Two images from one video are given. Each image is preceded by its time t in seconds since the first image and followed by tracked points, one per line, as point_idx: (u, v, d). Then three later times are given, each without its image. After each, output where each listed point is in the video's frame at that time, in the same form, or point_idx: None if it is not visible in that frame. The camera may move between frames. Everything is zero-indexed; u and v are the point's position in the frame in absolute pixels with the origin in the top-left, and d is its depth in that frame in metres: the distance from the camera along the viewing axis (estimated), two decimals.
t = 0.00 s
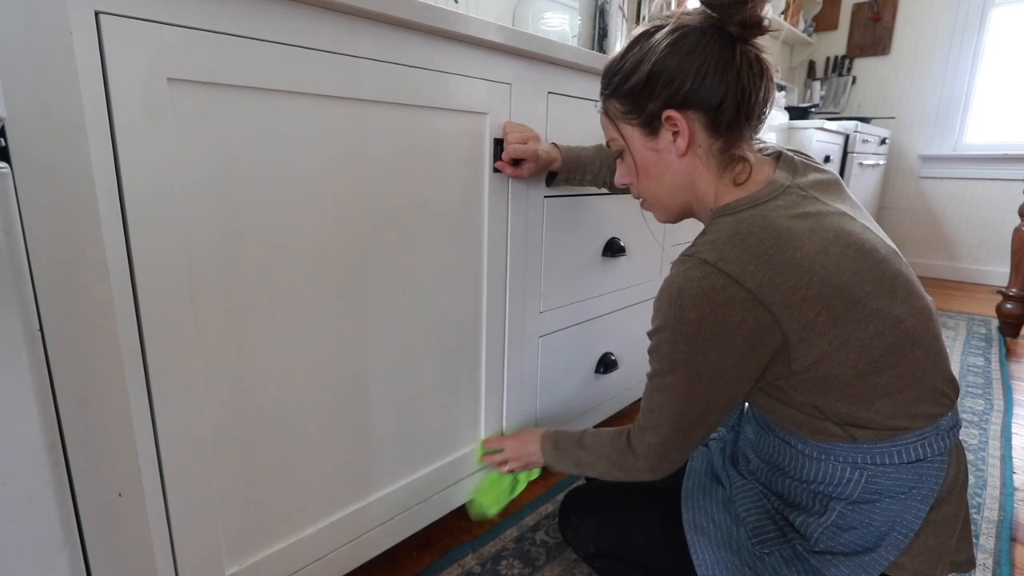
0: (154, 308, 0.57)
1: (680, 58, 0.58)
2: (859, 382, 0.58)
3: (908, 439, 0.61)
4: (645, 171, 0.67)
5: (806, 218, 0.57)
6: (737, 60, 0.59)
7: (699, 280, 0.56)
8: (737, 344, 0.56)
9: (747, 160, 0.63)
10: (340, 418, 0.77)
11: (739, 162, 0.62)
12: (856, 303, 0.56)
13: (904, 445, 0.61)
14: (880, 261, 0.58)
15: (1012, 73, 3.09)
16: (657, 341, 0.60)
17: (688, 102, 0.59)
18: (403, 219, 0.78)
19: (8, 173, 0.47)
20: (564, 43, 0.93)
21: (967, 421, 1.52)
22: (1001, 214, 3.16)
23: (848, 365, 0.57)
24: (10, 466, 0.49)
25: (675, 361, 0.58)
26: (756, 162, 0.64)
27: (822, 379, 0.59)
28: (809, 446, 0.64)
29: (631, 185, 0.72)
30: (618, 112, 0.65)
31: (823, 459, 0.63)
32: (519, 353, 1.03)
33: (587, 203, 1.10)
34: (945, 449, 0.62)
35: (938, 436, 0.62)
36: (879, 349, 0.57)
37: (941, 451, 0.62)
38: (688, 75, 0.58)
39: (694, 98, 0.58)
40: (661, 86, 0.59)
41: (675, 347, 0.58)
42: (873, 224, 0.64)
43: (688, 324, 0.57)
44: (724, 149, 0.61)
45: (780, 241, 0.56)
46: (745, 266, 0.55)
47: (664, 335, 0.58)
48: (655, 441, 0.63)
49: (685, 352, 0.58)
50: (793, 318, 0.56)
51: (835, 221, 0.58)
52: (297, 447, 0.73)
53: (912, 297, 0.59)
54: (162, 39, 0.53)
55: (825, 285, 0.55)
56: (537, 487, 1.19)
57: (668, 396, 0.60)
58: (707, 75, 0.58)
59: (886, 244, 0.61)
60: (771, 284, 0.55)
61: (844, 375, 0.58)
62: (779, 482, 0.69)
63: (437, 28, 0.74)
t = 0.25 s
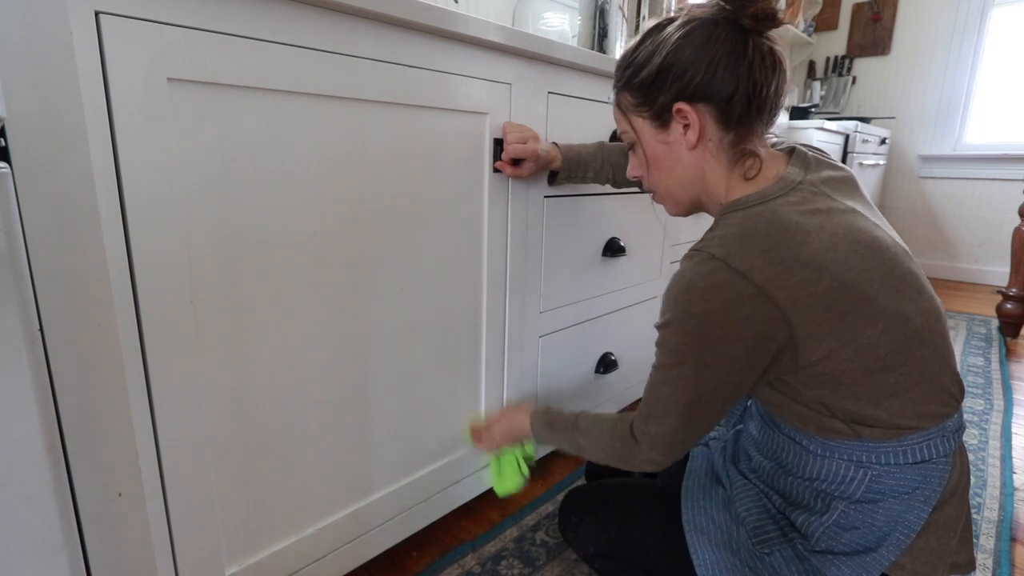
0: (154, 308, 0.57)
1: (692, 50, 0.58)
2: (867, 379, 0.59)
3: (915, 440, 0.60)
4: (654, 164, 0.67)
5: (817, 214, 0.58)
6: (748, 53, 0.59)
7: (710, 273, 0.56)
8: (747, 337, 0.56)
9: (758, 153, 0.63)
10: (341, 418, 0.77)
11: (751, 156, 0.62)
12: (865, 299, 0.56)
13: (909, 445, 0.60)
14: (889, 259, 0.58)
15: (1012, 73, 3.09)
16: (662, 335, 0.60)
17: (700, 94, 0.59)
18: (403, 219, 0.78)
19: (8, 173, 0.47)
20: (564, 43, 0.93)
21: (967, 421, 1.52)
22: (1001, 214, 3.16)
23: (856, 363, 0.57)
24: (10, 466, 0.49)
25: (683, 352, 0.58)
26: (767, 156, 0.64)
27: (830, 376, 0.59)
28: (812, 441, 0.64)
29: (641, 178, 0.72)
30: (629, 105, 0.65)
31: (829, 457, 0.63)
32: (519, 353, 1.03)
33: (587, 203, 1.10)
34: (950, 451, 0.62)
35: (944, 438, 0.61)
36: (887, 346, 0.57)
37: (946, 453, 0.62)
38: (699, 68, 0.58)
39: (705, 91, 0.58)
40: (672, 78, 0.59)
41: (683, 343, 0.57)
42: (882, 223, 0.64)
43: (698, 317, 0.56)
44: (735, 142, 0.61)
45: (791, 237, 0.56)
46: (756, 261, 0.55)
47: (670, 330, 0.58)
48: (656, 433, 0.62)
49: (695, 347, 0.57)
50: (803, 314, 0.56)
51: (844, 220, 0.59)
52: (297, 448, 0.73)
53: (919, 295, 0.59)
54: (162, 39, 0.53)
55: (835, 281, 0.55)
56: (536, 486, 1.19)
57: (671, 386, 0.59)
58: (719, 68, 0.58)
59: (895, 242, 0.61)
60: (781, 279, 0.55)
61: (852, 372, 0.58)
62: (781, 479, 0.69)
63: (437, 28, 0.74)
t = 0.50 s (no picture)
0: (154, 308, 0.57)
1: (718, 38, 0.58)
2: (887, 376, 0.58)
3: (924, 442, 0.61)
4: (675, 152, 0.67)
5: (844, 209, 0.58)
6: (776, 42, 0.59)
7: (738, 259, 0.56)
8: (762, 329, 0.56)
9: (782, 145, 0.63)
10: (341, 419, 0.77)
11: (774, 146, 0.62)
12: (891, 297, 0.56)
13: (919, 448, 0.61)
14: (914, 260, 0.58)
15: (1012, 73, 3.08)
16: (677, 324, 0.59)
17: (723, 81, 0.58)
18: (403, 219, 0.78)
19: (9, 173, 0.47)
20: (564, 43, 0.93)
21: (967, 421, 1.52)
22: (1001, 214, 3.16)
23: (875, 361, 0.57)
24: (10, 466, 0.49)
25: (700, 341, 0.57)
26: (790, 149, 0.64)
27: (847, 374, 0.59)
28: (823, 442, 0.64)
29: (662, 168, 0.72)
30: (653, 92, 0.65)
31: (835, 458, 0.63)
32: (519, 353, 1.03)
33: (586, 203, 1.10)
34: (958, 454, 0.62)
35: (953, 441, 0.62)
36: (908, 344, 0.57)
37: (954, 456, 0.62)
38: (725, 56, 0.58)
39: (730, 79, 0.58)
40: (696, 65, 0.59)
41: (705, 330, 0.57)
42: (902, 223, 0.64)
43: (723, 304, 0.56)
44: (758, 132, 0.61)
45: (819, 229, 0.55)
46: (784, 250, 0.55)
47: (692, 315, 0.57)
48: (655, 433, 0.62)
49: (715, 333, 0.56)
50: (829, 307, 0.55)
51: (870, 217, 0.59)
52: (297, 447, 0.73)
53: (940, 299, 0.59)
54: (162, 39, 0.53)
55: (863, 275, 0.55)
56: (535, 486, 1.20)
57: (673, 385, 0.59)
58: (745, 57, 0.58)
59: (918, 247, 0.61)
60: (811, 268, 0.55)
61: (869, 371, 0.58)
62: (787, 481, 0.69)
63: (437, 28, 0.74)
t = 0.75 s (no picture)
0: (154, 308, 0.57)
1: (723, 37, 0.58)
2: (889, 375, 0.59)
3: (928, 439, 0.61)
4: (680, 149, 0.67)
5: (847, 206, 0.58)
6: (782, 42, 0.58)
7: (745, 251, 0.55)
8: (768, 322, 0.55)
9: (786, 144, 0.62)
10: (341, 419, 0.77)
11: (778, 146, 0.62)
12: (894, 292, 0.56)
13: (921, 446, 0.61)
14: (918, 258, 0.59)
15: (1012, 74, 3.06)
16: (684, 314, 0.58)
17: (727, 80, 0.59)
18: (404, 219, 0.78)
19: (8, 173, 0.46)
20: (564, 43, 0.93)
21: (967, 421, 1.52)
22: (1001, 214, 3.16)
23: (879, 358, 0.57)
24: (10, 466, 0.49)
25: (705, 334, 0.56)
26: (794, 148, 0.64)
27: (853, 371, 0.58)
28: (827, 440, 0.64)
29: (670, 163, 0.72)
30: (660, 89, 0.65)
31: (838, 456, 0.63)
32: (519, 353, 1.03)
33: (586, 203, 1.10)
34: (960, 454, 0.62)
35: (955, 439, 0.62)
36: (909, 340, 0.57)
37: (957, 455, 0.62)
38: (730, 56, 0.58)
39: (735, 78, 0.58)
40: (702, 64, 0.59)
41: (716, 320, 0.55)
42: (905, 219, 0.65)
43: (730, 297, 0.55)
44: (762, 131, 0.61)
45: (826, 221, 0.56)
46: (792, 241, 0.55)
47: (698, 307, 0.56)
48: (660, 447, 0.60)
49: (721, 327, 0.55)
50: (834, 301, 0.55)
51: (875, 212, 0.59)
52: (297, 447, 0.73)
53: (944, 297, 0.60)
54: (162, 39, 0.53)
55: (867, 271, 0.55)
56: (535, 486, 1.20)
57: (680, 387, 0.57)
58: (750, 56, 0.58)
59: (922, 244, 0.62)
60: (817, 262, 0.55)
61: (869, 371, 0.58)
62: (788, 480, 0.69)
63: (437, 28, 0.74)
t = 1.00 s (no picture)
0: (154, 308, 0.57)
1: (743, 22, 0.57)
2: (900, 356, 0.57)
3: (925, 431, 0.60)
4: (701, 131, 0.67)
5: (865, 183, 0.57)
6: (804, 26, 0.56)
7: (772, 220, 0.53)
8: (798, 294, 0.52)
9: (806, 129, 0.61)
10: (341, 418, 0.77)
11: (796, 131, 0.61)
12: (908, 272, 0.55)
13: (920, 436, 0.60)
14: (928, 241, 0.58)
15: (1013, 73, 3.06)
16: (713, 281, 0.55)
17: (744, 67, 0.58)
18: (404, 219, 0.78)
19: (8, 173, 0.46)
20: (564, 43, 0.93)
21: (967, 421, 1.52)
22: (1001, 214, 3.16)
23: (888, 336, 0.55)
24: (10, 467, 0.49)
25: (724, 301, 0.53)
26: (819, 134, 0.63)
27: (867, 352, 0.56)
28: (824, 428, 0.62)
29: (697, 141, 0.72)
30: (685, 71, 0.65)
31: (833, 446, 0.62)
32: (519, 353, 1.03)
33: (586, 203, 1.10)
34: (957, 446, 0.62)
35: (954, 432, 0.61)
36: (918, 323, 0.55)
37: (953, 448, 0.61)
38: (749, 40, 0.57)
39: (752, 64, 0.57)
40: (720, 50, 0.59)
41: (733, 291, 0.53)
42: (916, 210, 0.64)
43: (756, 266, 0.52)
44: (781, 116, 0.60)
45: (848, 198, 0.55)
46: (817, 213, 0.54)
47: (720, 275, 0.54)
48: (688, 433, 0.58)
49: (749, 299, 0.52)
50: (858, 275, 0.53)
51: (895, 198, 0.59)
52: (297, 447, 0.73)
53: (950, 284, 0.58)
54: (162, 39, 0.53)
55: (887, 248, 0.54)
56: (535, 486, 1.20)
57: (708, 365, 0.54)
58: (769, 41, 0.56)
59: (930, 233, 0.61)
60: (841, 233, 0.53)
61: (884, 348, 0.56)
62: (784, 471, 0.68)
63: (437, 28, 0.74)
